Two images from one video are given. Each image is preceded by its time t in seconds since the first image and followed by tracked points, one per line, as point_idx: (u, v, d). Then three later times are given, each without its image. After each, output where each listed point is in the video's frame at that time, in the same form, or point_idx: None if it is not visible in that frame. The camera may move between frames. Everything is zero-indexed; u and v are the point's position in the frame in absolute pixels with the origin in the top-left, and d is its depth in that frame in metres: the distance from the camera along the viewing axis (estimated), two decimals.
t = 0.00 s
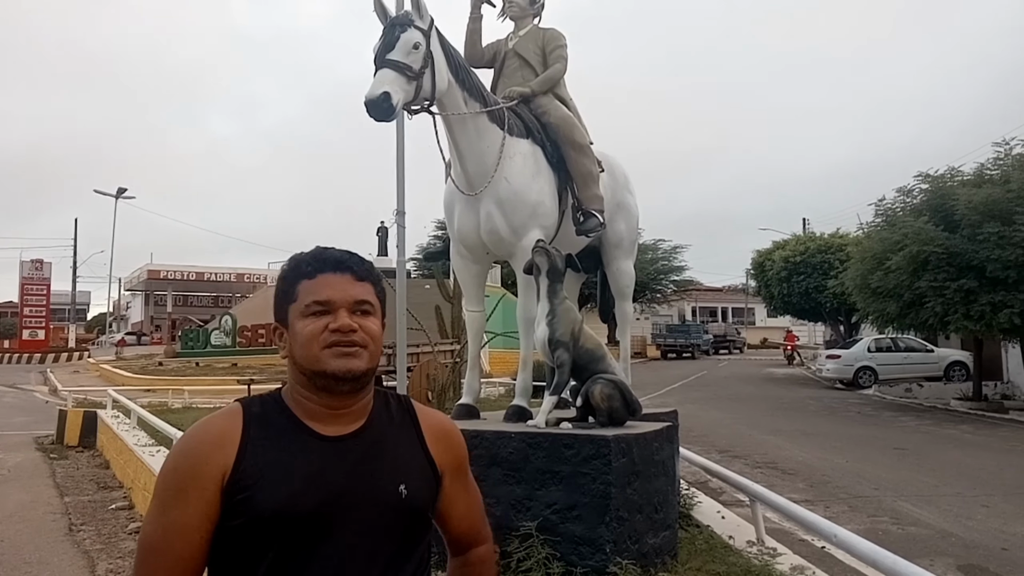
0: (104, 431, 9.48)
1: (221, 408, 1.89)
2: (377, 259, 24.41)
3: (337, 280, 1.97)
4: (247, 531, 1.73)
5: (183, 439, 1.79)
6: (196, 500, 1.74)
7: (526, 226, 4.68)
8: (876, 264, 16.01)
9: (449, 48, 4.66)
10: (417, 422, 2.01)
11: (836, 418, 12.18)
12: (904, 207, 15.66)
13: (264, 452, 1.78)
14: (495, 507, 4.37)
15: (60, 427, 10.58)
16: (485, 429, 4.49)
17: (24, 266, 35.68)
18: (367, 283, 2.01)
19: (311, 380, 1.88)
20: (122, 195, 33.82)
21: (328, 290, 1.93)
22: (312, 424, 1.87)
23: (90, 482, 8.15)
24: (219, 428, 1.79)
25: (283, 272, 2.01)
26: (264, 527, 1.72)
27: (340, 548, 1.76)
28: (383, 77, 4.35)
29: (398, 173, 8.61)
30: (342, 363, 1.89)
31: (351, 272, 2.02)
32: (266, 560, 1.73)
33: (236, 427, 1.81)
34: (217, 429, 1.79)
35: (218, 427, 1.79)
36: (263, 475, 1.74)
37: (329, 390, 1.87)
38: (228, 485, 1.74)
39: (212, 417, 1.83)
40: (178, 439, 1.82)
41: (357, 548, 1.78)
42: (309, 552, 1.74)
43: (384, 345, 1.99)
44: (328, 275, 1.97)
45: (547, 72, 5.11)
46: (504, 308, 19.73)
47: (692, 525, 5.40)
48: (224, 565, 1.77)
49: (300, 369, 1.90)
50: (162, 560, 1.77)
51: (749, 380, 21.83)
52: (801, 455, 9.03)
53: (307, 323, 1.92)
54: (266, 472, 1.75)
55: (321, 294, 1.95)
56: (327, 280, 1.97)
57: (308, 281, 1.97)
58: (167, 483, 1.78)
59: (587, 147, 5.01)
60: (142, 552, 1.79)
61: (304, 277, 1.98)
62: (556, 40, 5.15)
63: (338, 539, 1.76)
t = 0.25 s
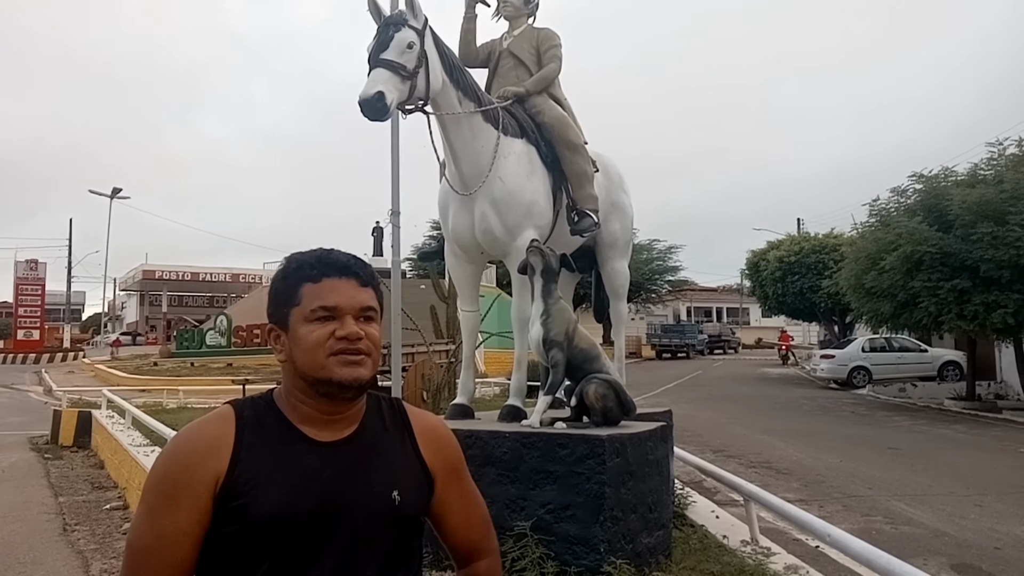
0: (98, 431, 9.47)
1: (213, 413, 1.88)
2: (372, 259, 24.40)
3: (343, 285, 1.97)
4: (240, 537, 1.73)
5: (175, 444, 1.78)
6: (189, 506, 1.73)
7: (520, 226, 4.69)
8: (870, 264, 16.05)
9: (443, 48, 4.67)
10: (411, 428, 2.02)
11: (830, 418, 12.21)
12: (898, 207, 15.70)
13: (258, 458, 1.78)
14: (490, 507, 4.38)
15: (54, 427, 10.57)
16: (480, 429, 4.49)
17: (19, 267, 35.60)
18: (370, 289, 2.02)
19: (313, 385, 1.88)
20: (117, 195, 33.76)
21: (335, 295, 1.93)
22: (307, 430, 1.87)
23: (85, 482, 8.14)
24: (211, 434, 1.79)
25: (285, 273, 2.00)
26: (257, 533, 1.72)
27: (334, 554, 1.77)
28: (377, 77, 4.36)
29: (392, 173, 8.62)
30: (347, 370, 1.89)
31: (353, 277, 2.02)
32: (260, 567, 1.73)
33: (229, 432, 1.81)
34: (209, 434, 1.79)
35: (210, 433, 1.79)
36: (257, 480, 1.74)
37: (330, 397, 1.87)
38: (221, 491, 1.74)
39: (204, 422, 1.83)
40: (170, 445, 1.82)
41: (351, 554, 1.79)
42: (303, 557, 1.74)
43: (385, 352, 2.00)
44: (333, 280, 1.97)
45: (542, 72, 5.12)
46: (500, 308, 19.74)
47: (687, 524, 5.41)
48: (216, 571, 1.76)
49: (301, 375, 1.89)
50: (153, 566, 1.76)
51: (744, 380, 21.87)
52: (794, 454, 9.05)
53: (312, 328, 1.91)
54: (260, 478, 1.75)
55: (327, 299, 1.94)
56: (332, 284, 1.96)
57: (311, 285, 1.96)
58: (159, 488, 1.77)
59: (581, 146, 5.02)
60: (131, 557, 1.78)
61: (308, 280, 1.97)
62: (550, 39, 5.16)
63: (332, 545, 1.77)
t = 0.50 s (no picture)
0: (93, 431, 9.45)
1: (202, 412, 1.88)
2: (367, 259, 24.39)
3: (336, 282, 1.97)
4: (230, 537, 1.73)
5: (163, 445, 1.78)
6: (178, 507, 1.74)
7: (514, 225, 4.69)
8: (865, 265, 16.08)
9: (438, 47, 4.67)
10: (401, 425, 2.02)
11: (825, 418, 12.22)
12: (892, 207, 15.73)
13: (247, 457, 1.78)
14: (485, 507, 4.38)
15: (49, 428, 10.55)
16: (474, 429, 4.49)
17: (14, 267, 35.51)
18: (362, 286, 2.03)
19: (306, 382, 1.88)
20: (112, 195, 33.69)
21: (329, 292, 1.93)
22: (298, 428, 1.88)
23: (80, 483, 8.13)
24: (200, 434, 1.79)
25: (275, 270, 2.00)
26: (248, 533, 1.73)
27: (326, 551, 1.77)
28: (372, 76, 4.36)
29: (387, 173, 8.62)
30: (342, 366, 1.90)
31: (344, 273, 2.03)
32: (251, 565, 1.74)
33: (217, 432, 1.81)
34: (198, 434, 1.79)
35: (199, 433, 1.79)
36: (247, 480, 1.75)
37: (323, 394, 1.88)
38: (211, 491, 1.75)
39: (192, 423, 1.83)
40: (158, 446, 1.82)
41: (343, 551, 1.79)
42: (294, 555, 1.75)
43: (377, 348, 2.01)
44: (326, 278, 1.97)
45: (536, 72, 5.12)
46: (495, 308, 19.74)
47: (681, 524, 5.42)
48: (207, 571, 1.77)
49: (294, 371, 1.89)
50: (143, 567, 1.76)
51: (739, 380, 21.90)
52: (789, 454, 9.06)
53: (306, 325, 1.91)
54: (250, 478, 1.76)
55: (322, 295, 1.95)
56: (326, 281, 1.97)
57: (304, 282, 1.96)
58: (148, 489, 1.77)
59: (576, 146, 5.03)
60: (119, 559, 1.78)
61: (299, 277, 1.97)
62: (545, 39, 5.17)
63: (323, 543, 1.77)
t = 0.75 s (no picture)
0: (87, 431, 9.42)
1: (192, 415, 1.88)
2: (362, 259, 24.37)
3: (329, 286, 1.97)
4: (223, 540, 1.73)
5: (154, 449, 1.78)
6: (170, 512, 1.73)
7: (508, 225, 4.69)
8: (858, 265, 16.11)
9: (432, 47, 4.67)
10: (391, 425, 2.02)
11: (819, 418, 12.24)
12: (885, 207, 15.76)
13: (240, 460, 1.78)
14: (479, 507, 4.38)
15: (42, 428, 10.52)
16: (469, 428, 4.49)
17: (8, 267, 35.39)
18: (353, 288, 2.03)
19: (299, 385, 1.88)
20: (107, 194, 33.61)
21: (322, 296, 1.93)
22: (290, 430, 1.87)
23: (73, 483, 8.11)
24: (191, 437, 1.78)
25: (266, 272, 1.99)
26: (240, 536, 1.72)
27: (318, 553, 1.77)
28: (365, 75, 4.36)
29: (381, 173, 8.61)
30: (335, 370, 1.90)
31: (336, 277, 2.03)
32: (244, 568, 1.73)
33: (208, 436, 1.80)
34: (189, 438, 1.78)
35: (190, 436, 1.79)
36: (239, 483, 1.75)
37: (316, 397, 1.88)
38: (203, 494, 1.74)
39: (183, 426, 1.82)
40: (149, 450, 1.81)
41: (335, 552, 1.79)
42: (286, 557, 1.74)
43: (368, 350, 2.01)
44: (318, 280, 1.97)
45: (530, 72, 5.12)
46: (490, 308, 19.74)
47: (675, 524, 5.42)
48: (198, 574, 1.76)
49: (287, 374, 1.89)
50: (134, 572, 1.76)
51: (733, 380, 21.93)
52: (783, 454, 9.07)
53: (300, 329, 1.91)
54: (242, 481, 1.75)
55: (315, 299, 1.95)
56: (318, 285, 1.97)
57: (296, 285, 1.96)
58: (139, 494, 1.77)
59: (570, 146, 5.03)
60: (110, 564, 1.77)
61: (291, 279, 1.97)
62: (538, 39, 5.17)
63: (315, 545, 1.77)
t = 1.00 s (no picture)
0: (78, 432, 9.39)
1: (185, 414, 1.87)
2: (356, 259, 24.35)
3: (324, 286, 1.97)
4: (217, 539, 1.73)
5: (147, 448, 1.77)
6: (163, 511, 1.73)
7: (501, 225, 4.69)
8: (851, 265, 16.14)
9: (424, 47, 4.67)
10: (383, 424, 2.02)
11: (812, 417, 12.27)
12: (877, 207, 15.80)
13: (234, 459, 1.77)
14: (471, 507, 4.38)
15: (34, 429, 10.49)
16: (461, 428, 4.49)
17: None
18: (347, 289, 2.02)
19: (293, 385, 1.87)
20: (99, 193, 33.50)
21: (317, 297, 1.92)
22: (283, 429, 1.87)
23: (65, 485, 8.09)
24: (184, 435, 1.78)
25: (261, 272, 1.99)
26: (233, 535, 1.72)
27: (311, 551, 1.77)
28: (357, 75, 4.35)
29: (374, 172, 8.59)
30: (330, 371, 1.90)
31: (330, 278, 2.02)
32: (236, 567, 1.73)
33: (201, 434, 1.79)
34: (182, 436, 1.78)
35: (183, 434, 1.78)
36: (233, 481, 1.74)
37: (310, 397, 1.87)
38: (196, 493, 1.73)
39: (175, 425, 1.81)
40: (142, 448, 1.80)
41: (328, 550, 1.79)
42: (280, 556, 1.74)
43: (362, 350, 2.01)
44: (313, 281, 1.97)
45: (522, 72, 5.12)
46: (484, 308, 19.73)
47: (668, 524, 5.42)
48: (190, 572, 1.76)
49: (281, 374, 1.89)
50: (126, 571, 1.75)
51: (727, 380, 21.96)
52: (776, 454, 9.08)
53: (295, 329, 1.90)
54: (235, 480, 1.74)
55: (310, 300, 1.94)
56: (313, 285, 1.96)
57: (291, 285, 1.95)
58: (132, 493, 1.76)
59: (562, 146, 5.03)
60: (102, 564, 1.76)
61: (286, 280, 1.96)
62: (531, 39, 5.17)
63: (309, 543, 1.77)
